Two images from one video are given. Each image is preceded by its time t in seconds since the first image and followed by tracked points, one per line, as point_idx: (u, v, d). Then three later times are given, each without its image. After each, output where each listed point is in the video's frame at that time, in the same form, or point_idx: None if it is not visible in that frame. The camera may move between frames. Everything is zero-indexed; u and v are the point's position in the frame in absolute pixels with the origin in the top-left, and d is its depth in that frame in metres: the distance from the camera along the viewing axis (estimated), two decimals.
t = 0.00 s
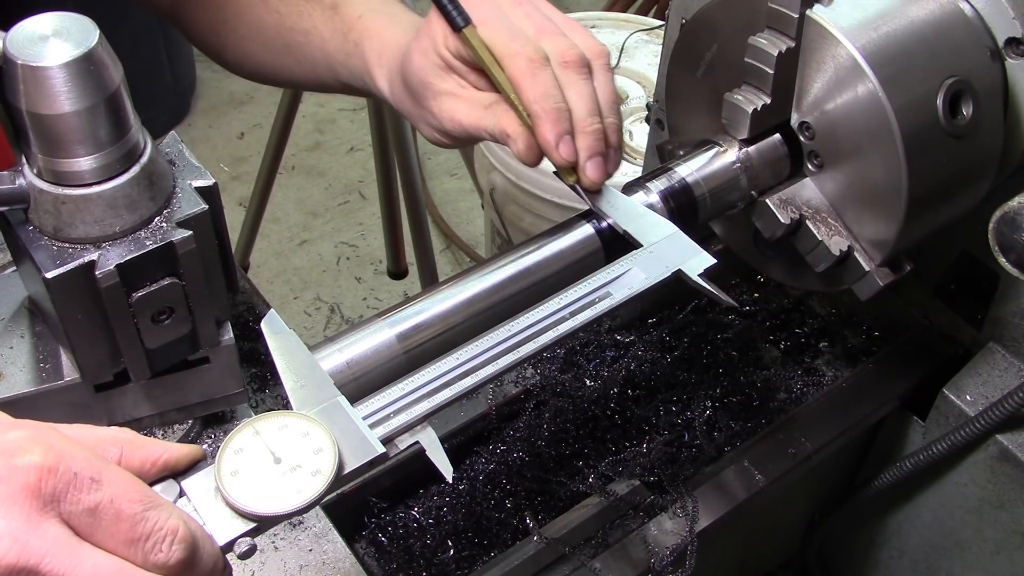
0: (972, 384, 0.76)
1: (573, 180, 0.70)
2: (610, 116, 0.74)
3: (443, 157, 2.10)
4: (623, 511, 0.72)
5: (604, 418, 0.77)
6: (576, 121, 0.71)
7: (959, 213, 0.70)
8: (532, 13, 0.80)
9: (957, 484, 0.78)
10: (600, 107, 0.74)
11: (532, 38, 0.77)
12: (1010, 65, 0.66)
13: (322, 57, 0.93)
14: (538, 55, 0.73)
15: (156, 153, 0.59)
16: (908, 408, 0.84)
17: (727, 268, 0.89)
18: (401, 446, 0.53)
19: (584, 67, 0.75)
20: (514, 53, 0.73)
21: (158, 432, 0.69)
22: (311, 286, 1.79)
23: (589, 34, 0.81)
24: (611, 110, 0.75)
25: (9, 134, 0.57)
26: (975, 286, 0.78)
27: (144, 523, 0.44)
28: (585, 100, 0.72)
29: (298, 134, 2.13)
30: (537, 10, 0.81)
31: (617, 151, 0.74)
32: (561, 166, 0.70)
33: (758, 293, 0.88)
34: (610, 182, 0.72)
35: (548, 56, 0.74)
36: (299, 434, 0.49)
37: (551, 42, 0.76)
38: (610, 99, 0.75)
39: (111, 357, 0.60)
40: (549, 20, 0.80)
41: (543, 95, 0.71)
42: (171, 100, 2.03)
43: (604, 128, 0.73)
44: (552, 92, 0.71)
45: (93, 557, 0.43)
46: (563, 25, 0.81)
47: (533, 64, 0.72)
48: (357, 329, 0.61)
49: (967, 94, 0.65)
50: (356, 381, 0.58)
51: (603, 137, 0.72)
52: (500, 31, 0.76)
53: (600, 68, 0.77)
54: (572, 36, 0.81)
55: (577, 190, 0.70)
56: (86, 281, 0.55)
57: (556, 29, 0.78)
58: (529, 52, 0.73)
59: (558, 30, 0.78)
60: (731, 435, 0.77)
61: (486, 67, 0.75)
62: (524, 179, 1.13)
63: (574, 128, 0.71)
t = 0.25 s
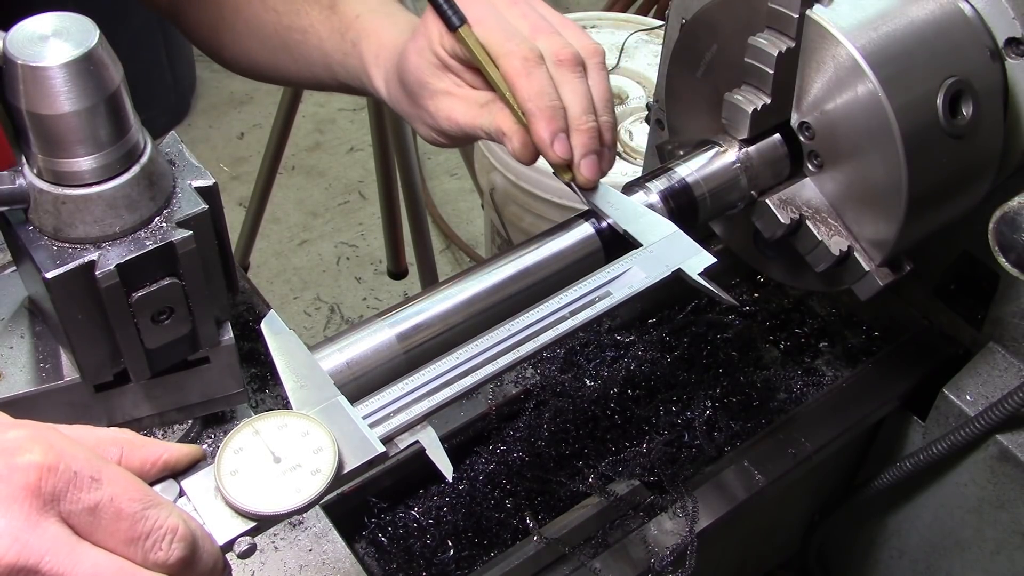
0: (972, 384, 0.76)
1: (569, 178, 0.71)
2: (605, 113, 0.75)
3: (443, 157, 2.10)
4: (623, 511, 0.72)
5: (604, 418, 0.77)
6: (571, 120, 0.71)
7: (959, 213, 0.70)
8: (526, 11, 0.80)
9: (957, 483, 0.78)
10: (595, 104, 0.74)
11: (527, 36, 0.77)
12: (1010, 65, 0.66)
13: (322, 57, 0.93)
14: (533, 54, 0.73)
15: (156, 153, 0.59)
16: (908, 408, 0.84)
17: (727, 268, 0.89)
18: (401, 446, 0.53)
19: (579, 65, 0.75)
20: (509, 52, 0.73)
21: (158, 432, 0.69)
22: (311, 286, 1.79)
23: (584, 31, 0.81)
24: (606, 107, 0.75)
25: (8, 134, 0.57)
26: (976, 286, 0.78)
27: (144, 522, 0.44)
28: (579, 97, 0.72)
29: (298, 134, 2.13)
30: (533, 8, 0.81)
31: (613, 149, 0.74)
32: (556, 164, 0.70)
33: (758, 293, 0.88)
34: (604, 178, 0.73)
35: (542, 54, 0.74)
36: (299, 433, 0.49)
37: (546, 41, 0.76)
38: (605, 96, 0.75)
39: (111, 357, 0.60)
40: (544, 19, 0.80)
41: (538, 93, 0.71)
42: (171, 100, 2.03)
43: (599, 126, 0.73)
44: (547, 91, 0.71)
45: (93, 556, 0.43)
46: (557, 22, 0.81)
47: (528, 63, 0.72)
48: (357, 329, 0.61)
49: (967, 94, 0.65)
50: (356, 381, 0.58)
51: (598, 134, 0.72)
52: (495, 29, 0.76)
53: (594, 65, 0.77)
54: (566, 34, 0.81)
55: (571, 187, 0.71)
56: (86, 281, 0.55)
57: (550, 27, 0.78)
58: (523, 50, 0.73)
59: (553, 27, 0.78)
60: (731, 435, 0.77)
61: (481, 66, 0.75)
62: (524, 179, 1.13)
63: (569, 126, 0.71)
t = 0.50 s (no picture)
0: (972, 384, 0.76)
1: (574, 181, 0.71)
2: (610, 115, 0.75)
3: (443, 157, 2.10)
4: (623, 511, 0.72)
5: (604, 418, 0.77)
6: (576, 122, 0.71)
7: (959, 213, 0.70)
8: (531, 12, 0.80)
9: (957, 483, 0.78)
10: (600, 106, 0.74)
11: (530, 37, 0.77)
12: (1010, 65, 0.66)
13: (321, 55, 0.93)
14: (537, 57, 0.73)
15: (156, 153, 0.59)
16: (908, 408, 0.84)
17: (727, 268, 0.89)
18: (401, 446, 0.53)
19: (583, 67, 0.74)
20: (514, 55, 0.73)
21: (158, 432, 0.69)
22: (311, 286, 1.79)
23: (589, 31, 0.81)
24: (611, 109, 0.75)
25: (8, 134, 0.57)
26: (976, 286, 0.78)
27: (146, 523, 0.44)
28: (585, 101, 0.72)
29: (298, 134, 2.13)
30: (537, 8, 0.81)
31: (617, 151, 0.74)
32: (561, 168, 0.70)
33: (758, 293, 0.88)
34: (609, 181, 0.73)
35: (547, 57, 0.74)
36: (299, 434, 0.49)
37: (550, 43, 0.76)
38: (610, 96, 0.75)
39: (111, 357, 0.60)
40: (549, 20, 0.80)
41: (543, 97, 0.71)
42: (171, 100, 2.03)
43: (604, 128, 0.73)
44: (552, 94, 0.71)
45: (94, 557, 0.43)
46: (562, 23, 0.81)
47: (532, 66, 0.72)
48: (357, 329, 0.61)
49: (967, 94, 0.65)
50: (356, 381, 0.58)
51: (603, 138, 0.72)
52: (500, 32, 0.76)
53: (599, 67, 0.77)
54: (571, 34, 0.81)
55: (577, 191, 0.71)
56: (86, 281, 0.55)
57: (555, 28, 0.78)
58: (528, 53, 0.73)
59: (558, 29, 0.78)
60: (731, 435, 0.77)
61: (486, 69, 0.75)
62: (524, 179, 1.13)
63: (574, 129, 0.71)
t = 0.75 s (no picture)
0: (972, 384, 0.76)
1: (572, 179, 0.71)
2: (609, 114, 0.75)
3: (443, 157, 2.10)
4: (623, 511, 0.72)
5: (604, 418, 0.77)
6: (574, 121, 0.71)
7: (960, 213, 0.70)
8: (530, 10, 0.80)
9: (957, 483, 0.78)
10: (599, 104, 0.74)
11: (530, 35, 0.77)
12: (1010, 65, 0.66)
13: (325, 52, 0.93)
14: (536, 55, 0.73)
15: (157, 153, 0.59)
16: (908, 408, 0.84)
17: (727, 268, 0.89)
18: (401, 446, 0.53)
19: (582, 65, 0.74)
20: (513, 54, 0.73)
21: (158, 432, 0.69)
22: (311, 286, 1.79)
23: (589, 30, 0.81)
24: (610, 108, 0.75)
25: (8, 134, 0.57)
26: (975, 286, 0.78)
27: (146, 523, 0.44)
28: (583, 99, 0.72)
29: (298, 134, 2.13)
30: (535, 6, 0.80)
31: (616, 149, 0.74)
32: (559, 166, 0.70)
33: (758, 293, 0.88)
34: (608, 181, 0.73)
35: (545, 56, 0.73)
36: (299, 434, 0.49)
37: (548, 41, 0.76)
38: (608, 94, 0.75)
39: (111, 357, 0.60)
40: (548, 18, 0.79)
41: (541, 96, 0.71)
42: (171, 101, 2.03)
43: (602, 127, 0.73)
44: (550, 93, 0.71)
45: (95, 557, 0.43)
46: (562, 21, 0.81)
47: (531, 65, 0.72)
48: (357, 329, 0.61)
49: (967, 94, 0.65)
50: (356, 381, 0.58)
51: (601, 136, 0.72)
52: (499, 30, 0.76)
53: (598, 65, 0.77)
54: (570, 32, 0.80)
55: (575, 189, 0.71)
56: (86, 281, 0.55)
57: (554, 26, 0.78)
58: (526, 51, 0.73)
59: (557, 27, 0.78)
60: (731, 435, 0.77)
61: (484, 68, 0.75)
62: (524, 179, 1.13)
63: (572, 128, 0.71)
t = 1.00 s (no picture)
0: (972, 384, 0.76)
1: (570, 178, 0.71)
2: (607, 113, 0.75)
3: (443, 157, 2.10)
4: (623, 511, 0.72)
5: (604, 418, 0.77)
6: (572, 120, 0.72)
7: (960, 213, 0.70)
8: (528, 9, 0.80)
9: (957, 484, 0.78)
10: (597, 104, 0.74)
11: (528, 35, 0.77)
12: (1010, 65, 0.66)
13: (326, 52, 0.93)
14: (533, 54, 0.73)
15: (156, 153, 0.59)
16: (908, 407, 0.84)
17: (727, 267, 0.89)
18: (401, 446, 0.53)
19: (580, 65, 0.75)
20: (510, 53, 0.73)
21: (158, 432, 0.69)
22: (311, 286, 1.79)
23: (588, 30, 0.81)
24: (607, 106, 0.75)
25: (8, 134, 0.57)
26: (975, 286, 0.78)
27: (147, 523, 0.44)
28: (581, 97, 0.72)
29: (298, 134, 2.13)
30: (534, 6, 0.80)
31: (613, 147, 0.74)
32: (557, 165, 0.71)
33: (758, 293, 0.88)
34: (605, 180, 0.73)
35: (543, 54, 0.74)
36: (299, 434, 0.49)
37: (546, 40, 0.76)
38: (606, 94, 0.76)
39: (111, 357, 0.60)
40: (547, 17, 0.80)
41: (539, 95, 0.71)
42: (171, 101, 2.03)
43: (600, 126, 0.73)
44: (548, 92, 0.71)
45: (96, 557, 0.43)
46: (560, 20, 0.81)
47: (529, 64, 0.72)
48: (357, 329, 0.61)
49: (967, 94, 0.65)
50: (357, 381, 0.58)
51: (599, 135, 0.72)
52: (498, 29, 0.76)
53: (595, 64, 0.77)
54: (569, 33, 0.81)
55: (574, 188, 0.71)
56: (86, 281, 0.55)
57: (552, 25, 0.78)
58: (524, 50, 0.73)
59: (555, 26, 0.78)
60: (731, 435, 0.77)
61: (482, 66, 0.75)
62: (524, 179, 1.13)
63: (570, 127, 0.71)
